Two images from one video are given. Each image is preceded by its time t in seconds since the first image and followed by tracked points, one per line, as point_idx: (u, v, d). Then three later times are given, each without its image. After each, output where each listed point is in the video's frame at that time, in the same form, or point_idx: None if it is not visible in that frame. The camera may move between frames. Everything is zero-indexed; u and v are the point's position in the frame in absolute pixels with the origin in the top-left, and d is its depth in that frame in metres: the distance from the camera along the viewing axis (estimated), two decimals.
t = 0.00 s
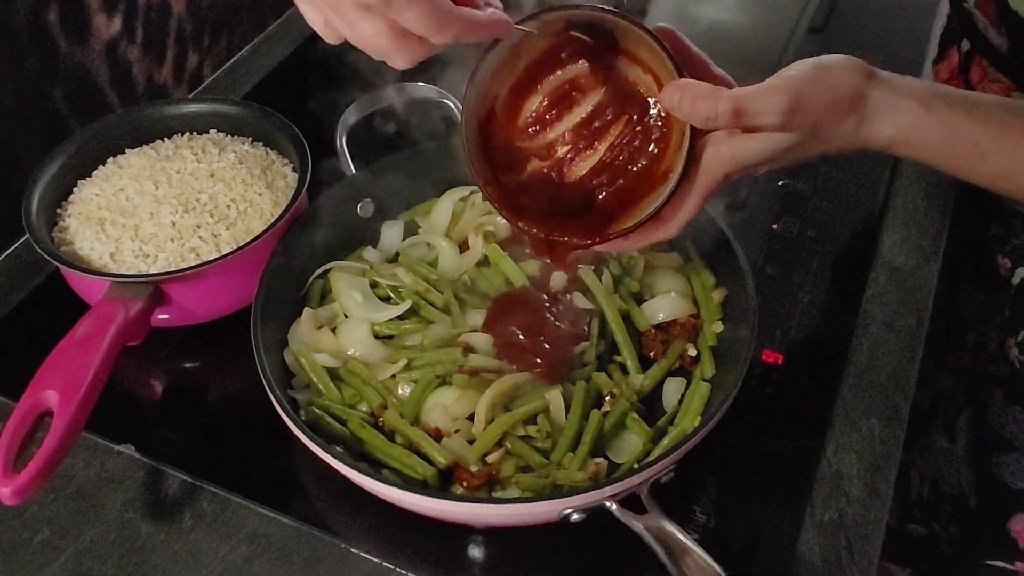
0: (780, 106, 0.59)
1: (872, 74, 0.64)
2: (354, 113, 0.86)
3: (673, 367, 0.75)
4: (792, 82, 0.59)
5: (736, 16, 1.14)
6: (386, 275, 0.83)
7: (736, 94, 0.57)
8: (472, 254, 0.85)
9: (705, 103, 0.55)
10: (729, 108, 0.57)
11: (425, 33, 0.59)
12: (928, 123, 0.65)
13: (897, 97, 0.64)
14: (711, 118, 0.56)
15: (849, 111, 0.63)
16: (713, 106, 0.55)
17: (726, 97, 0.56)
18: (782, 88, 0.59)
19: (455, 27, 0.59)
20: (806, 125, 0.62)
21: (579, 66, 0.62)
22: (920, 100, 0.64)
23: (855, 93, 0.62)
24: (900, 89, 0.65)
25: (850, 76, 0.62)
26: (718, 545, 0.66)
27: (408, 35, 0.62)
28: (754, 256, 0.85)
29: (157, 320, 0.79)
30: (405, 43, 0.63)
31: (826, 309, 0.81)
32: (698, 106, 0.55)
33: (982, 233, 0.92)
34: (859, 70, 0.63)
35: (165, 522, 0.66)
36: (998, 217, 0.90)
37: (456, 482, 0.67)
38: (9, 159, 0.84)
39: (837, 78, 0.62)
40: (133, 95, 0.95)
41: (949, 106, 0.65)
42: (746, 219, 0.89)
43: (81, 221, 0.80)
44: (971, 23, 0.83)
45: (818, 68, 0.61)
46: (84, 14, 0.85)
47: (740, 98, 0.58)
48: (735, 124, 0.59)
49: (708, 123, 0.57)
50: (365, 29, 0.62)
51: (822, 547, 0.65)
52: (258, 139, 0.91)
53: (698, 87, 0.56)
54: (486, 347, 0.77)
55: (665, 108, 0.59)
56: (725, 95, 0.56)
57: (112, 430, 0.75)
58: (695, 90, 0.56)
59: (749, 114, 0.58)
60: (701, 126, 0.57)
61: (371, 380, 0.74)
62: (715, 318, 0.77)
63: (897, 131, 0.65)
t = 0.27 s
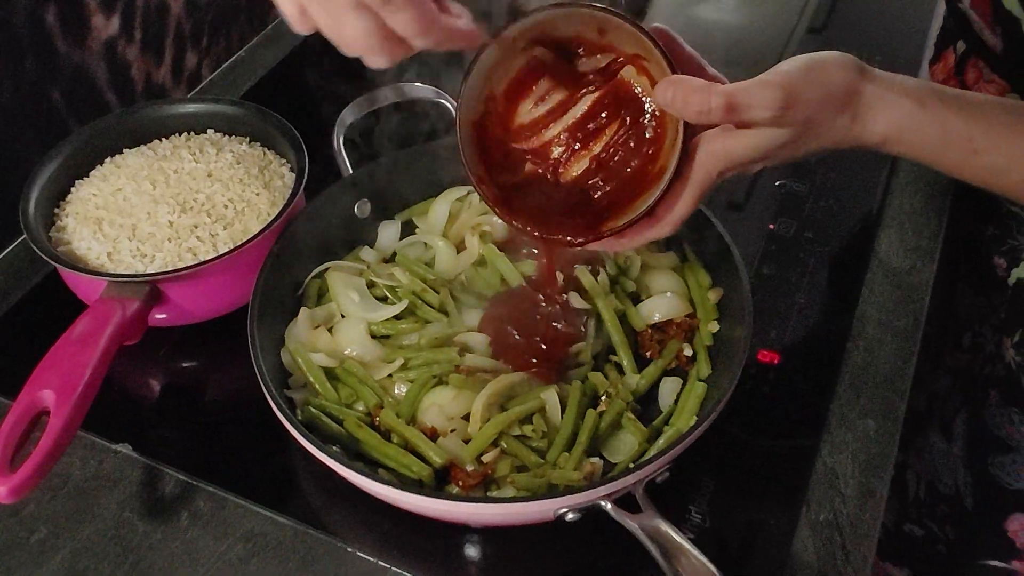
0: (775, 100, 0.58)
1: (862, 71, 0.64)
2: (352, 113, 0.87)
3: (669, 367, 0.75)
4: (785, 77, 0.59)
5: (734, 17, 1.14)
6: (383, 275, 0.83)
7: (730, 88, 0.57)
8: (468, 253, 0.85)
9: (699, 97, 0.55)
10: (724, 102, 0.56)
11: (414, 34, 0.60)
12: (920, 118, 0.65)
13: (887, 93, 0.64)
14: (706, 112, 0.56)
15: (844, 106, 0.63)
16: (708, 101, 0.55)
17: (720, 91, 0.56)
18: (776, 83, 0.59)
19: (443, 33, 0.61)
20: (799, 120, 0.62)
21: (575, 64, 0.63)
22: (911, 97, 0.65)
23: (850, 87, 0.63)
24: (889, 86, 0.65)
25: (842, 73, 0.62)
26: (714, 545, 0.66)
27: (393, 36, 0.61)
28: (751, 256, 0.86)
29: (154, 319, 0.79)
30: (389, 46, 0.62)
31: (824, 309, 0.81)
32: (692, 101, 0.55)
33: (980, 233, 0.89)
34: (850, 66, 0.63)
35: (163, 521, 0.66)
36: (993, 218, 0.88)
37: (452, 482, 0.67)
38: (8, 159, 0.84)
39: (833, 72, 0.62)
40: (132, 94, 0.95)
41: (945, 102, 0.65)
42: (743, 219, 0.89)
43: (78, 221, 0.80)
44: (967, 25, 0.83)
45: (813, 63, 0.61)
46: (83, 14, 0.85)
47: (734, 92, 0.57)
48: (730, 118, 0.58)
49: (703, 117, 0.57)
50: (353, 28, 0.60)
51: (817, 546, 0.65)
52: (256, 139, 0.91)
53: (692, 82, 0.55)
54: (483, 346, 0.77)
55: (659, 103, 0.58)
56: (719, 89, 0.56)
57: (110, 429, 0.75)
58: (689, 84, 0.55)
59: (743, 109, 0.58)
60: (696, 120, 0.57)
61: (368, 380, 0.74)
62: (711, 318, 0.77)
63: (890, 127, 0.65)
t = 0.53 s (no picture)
0: (776, 95, 0.59)
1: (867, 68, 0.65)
2: (352, 113, 0.87)
3: (668, 366, 0.75)
4: (789, 71, 0.60)
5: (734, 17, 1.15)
6: (383, 274, 0.84)
7: (733, 82, 0.57)
8: (468, 253, 0.85)
9: (703, 91, 0.55)
10: (727, 96, 0.56)
11: (444, 62, 0.56)
12: (923, 116, 0.65)
13: (891, 90, 0.64)
14: (708, 107, 0.56)
15: (847, 102, 0.63)
16: (709, 96, 0.55)
17: (723, 86, 0.56)
18: (779, 77, 0.59)
19: (476, 60, 0.56)
20: (801, 115, 0.62)
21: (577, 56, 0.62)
22: (915, 95, 0.65)
23: (852, 84, 0.63)
24: (895, 83, 0.65)
25: (846, 68, 0.63)
26: (713, 543, 0.66)
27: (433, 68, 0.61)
28: (751, 255, 0.86)
29: (155, 319, 0.79)
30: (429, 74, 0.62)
31: (823, 308, 0.81)
32: (696, 94, 0.55)
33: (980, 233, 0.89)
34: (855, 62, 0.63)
35: (163, 520, 0.67)
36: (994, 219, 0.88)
37: (452, 480, 0.67)
38: (8, 158, 0.84)
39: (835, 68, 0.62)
40: (132, 94, 0.95)
41: (948, 100, 0.66)
42: (743, 219, 0.89)
43: (79, 220, 0.80)
44: (964, 27, 0.83)
45: (817, 59, 0.62)
46: (83, 13, 0.85)
47: (735, 86, 0.57)
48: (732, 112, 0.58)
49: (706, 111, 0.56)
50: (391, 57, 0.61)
51: (815, 544, 0.65)
52: (256, 139, 0.91)
53: (696, 75, 0.55)
54: (483, 345, 0.77)
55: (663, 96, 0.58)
56: (722, 83, 0.56)
57: (111, 428, 0.75)
58: (693, 79, 0.55)
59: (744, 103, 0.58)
60: (699, 114, 0.56)
61: (368, 378, 0.74)
62: (710, 317, 0.77)
63: (892, 124, 0.65)
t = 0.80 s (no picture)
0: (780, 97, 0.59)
1: (866, 69, 0.65)
2: (353, 113, 0.88)
3: (667, 365, 0.76)
4: (790, 74, 0.60)
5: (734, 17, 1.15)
6: (384, 273, 0.84)
7: (737, 84, 0.57)
8: (469, 252, 0.86)
9: (706, 92, 0.55)
10: (731, 97, 0.57)
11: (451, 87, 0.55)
12: (923, 116, 0.65)
13: (891, 92, 0.65)
14: (712, 107, 0.56)
15: (848, 103, 0.64)
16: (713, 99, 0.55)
17: (728, 87, 0.56)
18: (781, 79, 0.59)
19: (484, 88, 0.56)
20: (803, 116, 0.62)
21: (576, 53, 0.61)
22: (915, 96, 0.65)
23: (853, 85, 0.63)
24: (894, 85, 0.66)
25: (846, 70, 0.63)
26: (712, 541, 0.66)
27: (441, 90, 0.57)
28: (750, 254, 0.86)
29: (157, 318, 0.80)
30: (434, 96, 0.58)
31: (821, 307, 0.82)
32: (697, 96, 0.55)
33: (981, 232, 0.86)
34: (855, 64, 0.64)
35: (165, 518, 0.67)
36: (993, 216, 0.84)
37: (452, 478, 0.68)
38: (11, 158, 0.84)
39: (837, 69, 0.62)
40: (134, 94, 0.96)
41: (949, 100, 0.66)
42: (743, 218, 0.90)
43: (81, 219, 0.81)
44: (960, 29, 0.84)
45: (819, 59, 0.62)
46: (85, 14, 0.85)
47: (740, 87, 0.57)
48: (735, 114, 0.58)
49: (708, 112, 0.57)
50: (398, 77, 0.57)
51: (813, 541, 0.66)
52: (258, 139, 0.91)
53: (699, 76, 0.55)
54: (484, 344, 0.77)
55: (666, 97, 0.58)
56: (725, 85, 0.56)
57: (113, 426, 0.76)
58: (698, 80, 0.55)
59: (748, 104, 0.58)
60: (701, 114, 0.57)
61: (369, 377, 0.75)
62: (709, 316, 0.78)
63: (893, 125, 0.66)
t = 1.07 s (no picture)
0: (784, 96, 0.60)
1: (873, 65, 0.65)
2: (359, 109, 0.88)
3: (672, 361, 0.76)
4: (795, 73, 0.60)
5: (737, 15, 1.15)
6: (390, 270, 0.84)
7: (742, 84, 0.58)
8: (474, 248, 0.86)
9: (711, 94, 0.55)
10: (735, 97, 0.57)
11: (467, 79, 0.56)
12: (928, 113, 0.65)
13: (896, 88, 0.65)
14: (716, 107, 0.56)
15: (853, 101, 0.64)
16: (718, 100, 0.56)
17: (731, 87, 0.57)
18: (786, 79, 0.60)
19: (501, 82, 0.56)
20: (808, 115, 0.63)
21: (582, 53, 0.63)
22: (919, 91, 0.65)
23: (859, 82, 0.63)
24: (900, 80, 0.66)
25: (852, 68, 0.63)
26: (717, 535, 0.67)
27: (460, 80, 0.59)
28: (754, 251, 0.86)
29: (163, 313, 0.80)
30: (453, 87, 0.60)
31: (825, 304, 0.82)
32: (703, 98, 0.56)
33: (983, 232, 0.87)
34: (860, 61, 0.63)
35: (173, 512, 0.67)
36: (994, 213, 0.85)
37: (458, 473, 0.68)
38: (18, 155, 0.85)
39: (842, 67, 0.63)
40: (140, 91, 0.96)
41: (955, 96, 0.66)
42: (746, 215, 0.90)
43: (88, 215, 0.81)
44: (963, 28, 0.84)
45: (823, 58, 0.62)
46: (91, 11, 0.86)
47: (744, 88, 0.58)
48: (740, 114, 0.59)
49: (713, 113, 0.57)
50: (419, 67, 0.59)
51: (818, 536, 0.67)
52: (263, 136, 0.92)
53: (704, 77, 0.56)
54: (489, 340, 0.77)
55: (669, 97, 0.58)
56: (730, 86, 0.56)
57: (120, 421, 0.76)
58: (703, 80, 0.55)
59: (752, 104, 0.59)
60: (706, 115, 0.57)
61: (375, 373, 0.75)
62: (713, 312, 0.78)
63: (899, 121, 0.66)
